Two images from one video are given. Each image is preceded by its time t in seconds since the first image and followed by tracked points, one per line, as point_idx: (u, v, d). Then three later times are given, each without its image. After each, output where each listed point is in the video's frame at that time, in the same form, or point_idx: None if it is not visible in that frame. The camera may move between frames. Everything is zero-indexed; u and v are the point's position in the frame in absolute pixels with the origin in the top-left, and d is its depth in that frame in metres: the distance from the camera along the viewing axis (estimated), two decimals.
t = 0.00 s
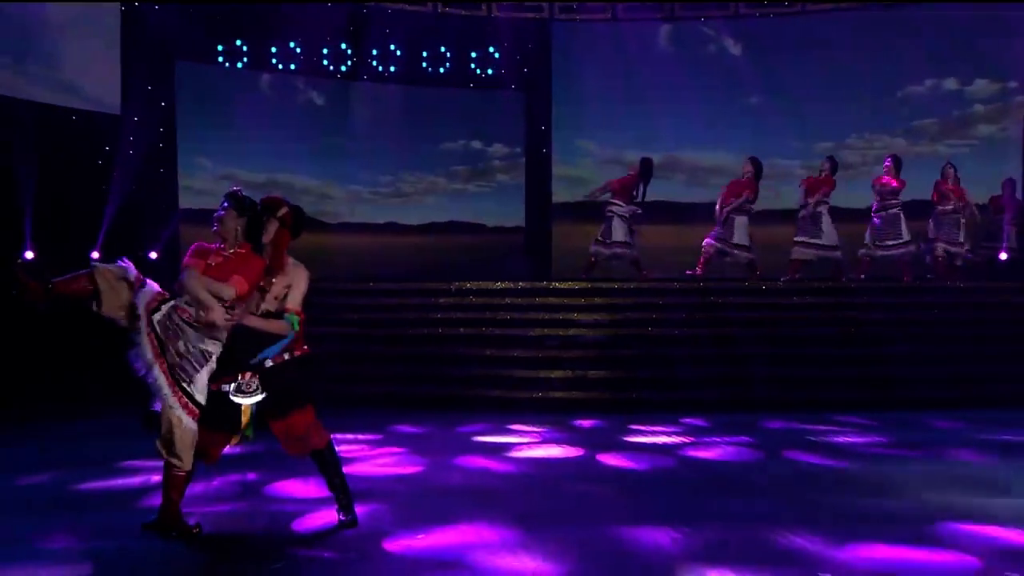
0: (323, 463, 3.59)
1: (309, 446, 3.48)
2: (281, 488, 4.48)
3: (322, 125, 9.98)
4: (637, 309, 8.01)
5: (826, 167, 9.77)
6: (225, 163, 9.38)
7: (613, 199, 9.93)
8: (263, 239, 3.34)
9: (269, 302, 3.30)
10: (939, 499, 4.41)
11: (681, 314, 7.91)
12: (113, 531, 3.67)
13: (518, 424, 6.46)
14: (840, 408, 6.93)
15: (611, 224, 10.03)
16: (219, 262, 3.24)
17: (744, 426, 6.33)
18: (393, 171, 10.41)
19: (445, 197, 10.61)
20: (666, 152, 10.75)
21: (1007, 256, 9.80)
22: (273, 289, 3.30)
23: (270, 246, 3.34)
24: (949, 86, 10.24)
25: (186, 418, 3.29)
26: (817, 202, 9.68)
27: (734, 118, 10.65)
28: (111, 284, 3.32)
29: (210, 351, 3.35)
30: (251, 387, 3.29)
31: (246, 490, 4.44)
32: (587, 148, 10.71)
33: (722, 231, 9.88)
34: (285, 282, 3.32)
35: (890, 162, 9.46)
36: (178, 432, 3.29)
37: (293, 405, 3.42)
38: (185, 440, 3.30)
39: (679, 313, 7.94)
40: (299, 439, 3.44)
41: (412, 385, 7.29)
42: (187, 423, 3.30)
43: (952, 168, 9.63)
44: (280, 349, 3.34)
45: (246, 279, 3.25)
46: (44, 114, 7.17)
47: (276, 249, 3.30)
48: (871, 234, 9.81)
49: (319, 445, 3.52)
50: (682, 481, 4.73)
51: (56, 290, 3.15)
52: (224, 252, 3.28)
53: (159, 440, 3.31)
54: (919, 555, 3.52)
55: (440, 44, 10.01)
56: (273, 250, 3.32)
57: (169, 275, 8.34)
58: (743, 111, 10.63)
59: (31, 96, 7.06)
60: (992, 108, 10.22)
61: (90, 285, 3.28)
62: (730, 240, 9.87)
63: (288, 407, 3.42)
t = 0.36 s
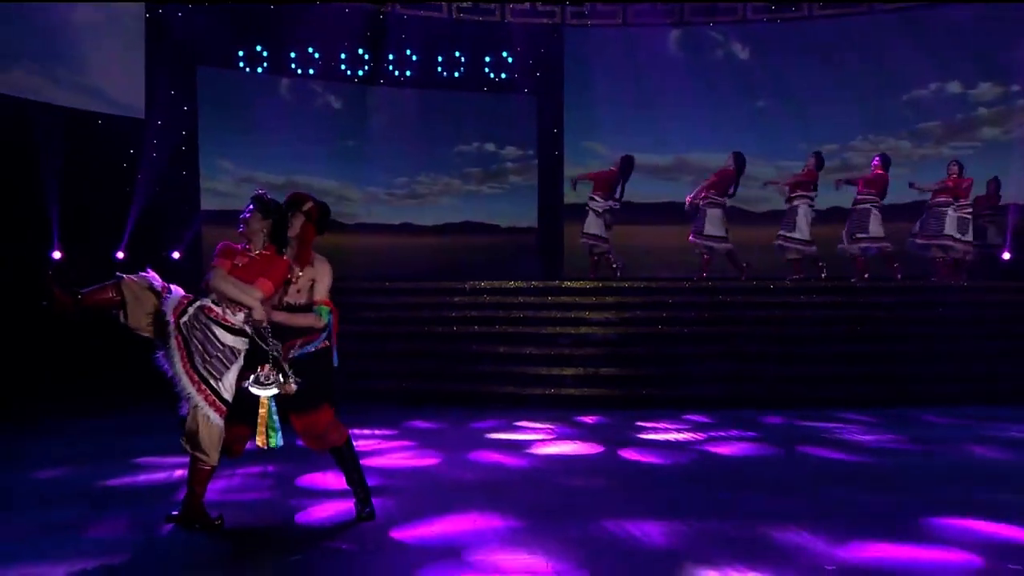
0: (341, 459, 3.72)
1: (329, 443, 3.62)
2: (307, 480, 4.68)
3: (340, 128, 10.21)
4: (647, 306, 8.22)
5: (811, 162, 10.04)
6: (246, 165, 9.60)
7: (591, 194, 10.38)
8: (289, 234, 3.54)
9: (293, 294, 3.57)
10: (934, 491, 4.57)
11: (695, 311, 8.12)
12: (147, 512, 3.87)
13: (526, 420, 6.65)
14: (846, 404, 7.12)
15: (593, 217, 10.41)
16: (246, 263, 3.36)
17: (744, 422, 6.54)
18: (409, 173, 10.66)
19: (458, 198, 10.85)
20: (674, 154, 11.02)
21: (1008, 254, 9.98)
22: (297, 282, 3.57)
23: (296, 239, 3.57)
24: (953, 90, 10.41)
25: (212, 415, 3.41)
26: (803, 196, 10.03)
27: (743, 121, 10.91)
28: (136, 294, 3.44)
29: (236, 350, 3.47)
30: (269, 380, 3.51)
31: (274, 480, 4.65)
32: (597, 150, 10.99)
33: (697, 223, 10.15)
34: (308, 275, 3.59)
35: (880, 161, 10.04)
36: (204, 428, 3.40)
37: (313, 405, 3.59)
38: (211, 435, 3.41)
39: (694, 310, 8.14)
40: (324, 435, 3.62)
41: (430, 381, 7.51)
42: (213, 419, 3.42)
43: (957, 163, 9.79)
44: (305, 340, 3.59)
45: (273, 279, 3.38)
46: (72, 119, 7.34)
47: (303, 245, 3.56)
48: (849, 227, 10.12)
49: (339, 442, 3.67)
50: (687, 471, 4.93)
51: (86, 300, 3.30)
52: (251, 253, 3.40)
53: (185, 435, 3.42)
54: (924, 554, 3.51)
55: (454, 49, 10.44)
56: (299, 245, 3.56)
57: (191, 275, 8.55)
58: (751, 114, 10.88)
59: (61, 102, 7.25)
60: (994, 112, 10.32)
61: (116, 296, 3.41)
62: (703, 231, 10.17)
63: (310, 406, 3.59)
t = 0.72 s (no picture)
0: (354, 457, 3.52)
1: (341, 440, 3.40)
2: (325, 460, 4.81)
3: (352, 129, 10.41)
4: (653, 304, 8.39)
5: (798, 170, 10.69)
6: (260, 164, 9.78)
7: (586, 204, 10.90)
8: (309, 229, 3.36)
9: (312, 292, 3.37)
10: (931, 475, 4.63)
11: (703, 310, 8.28)
12: (171, 493, 4.01)
13: (530, 417, 6.78)
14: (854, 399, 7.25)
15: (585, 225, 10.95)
16: (263, 262, 3.24)
17: (741, 416, 6.67)
18: (419, 174, 10.85)
19: (469, 198, 11.05)
20: (681, 155, 11.19)
21: (1012, 254, 10.23)
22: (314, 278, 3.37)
23: (316, 234, 3.39)
24: (956, 91, 10.54)
25: (227, 413, 3.24)
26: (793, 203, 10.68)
27: (749, 122, 11.08)
28: (149, 293, 3.25)
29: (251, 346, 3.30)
30: (281, 373, 3.37)
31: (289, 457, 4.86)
32: (606, 150, 11.17)
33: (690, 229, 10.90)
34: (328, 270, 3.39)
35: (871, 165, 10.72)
36: (219, 427, 3.23)
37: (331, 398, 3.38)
38: (228, 434, 3.25)
39: (703, 309, 8.30)
40: (337, 431, 3.39)
41: (442, 377, 7.68)
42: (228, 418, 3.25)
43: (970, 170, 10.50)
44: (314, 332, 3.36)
45: (290, 279, 3.24)
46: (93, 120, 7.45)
47: (324, 241, 3.38)
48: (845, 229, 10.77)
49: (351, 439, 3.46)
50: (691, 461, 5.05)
51: (101, 295, 3.11)
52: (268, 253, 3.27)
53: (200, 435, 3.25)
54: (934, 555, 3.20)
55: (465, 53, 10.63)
56: (320, 240, 3.38)
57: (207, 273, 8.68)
58: (757, 116, 11.06)
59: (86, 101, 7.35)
60: (997, 113, 10.41)
61: (130, 293, 3.21)
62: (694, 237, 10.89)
63: (324, 402, 3.38)
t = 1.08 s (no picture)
0: (364, 457, 3.56)
1: (351, 441, 3.43)
2: (334, 459, 4.84)
3: (362, 128, 10.48)
4: (659, 303, 8.43)
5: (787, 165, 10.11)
6: (271, 164, 9.85)
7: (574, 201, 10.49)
8: (326, 226, 3.41)
9: (326, 288, 3.40)
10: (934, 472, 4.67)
11: (710, 309, 8.34)
12: (183, 491, 4.07)
13: (537, 416, 6.81)
14: (866, 398, 7.26)
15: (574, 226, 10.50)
16: (278, 262, 3.26)
17: (764, 416, 6.65)
18: (429, 174, 10.89)
19: (478, 198, 11.08)
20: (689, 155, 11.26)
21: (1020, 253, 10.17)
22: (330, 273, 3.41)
23: (332, 232, 3.44)
24: (964, 91, 10.54)
25: (239, 412, 3.29)
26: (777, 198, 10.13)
27: (758, 122, 11.12)
28: (161, 294, 3.30)
29: (263, 346, 3.36)
30: (288, 375, 3.40)
31: (301, 455, 4.92)
32: (615, 151, 11.24)
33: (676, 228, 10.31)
34: (343, 264, 3.44)
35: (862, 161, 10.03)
36: (232, 426, 3.28)
37: (337, 401, 3.39)
38: (240, 435, 3.28)
39: (709, 308, 8.35)
40: (344, 434, 3.41)
41: (451, 376, 7.74)
42: (240, 417, 3.29)
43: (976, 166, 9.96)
44: (320, 330, 3.40)
45: (303, 281, 3.26)
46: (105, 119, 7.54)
47: (339, 238, 3.43)
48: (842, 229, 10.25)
49: (363, 440, 3.49)
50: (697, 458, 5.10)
51: (113, 295, 3.19)
52: (283, 253, 3.29)
53: (214, 433, 3.30)
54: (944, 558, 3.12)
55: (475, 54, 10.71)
56: (336, 237, 3.44)
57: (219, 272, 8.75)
58: (765, 115, 11.11)
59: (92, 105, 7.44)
60: (1006, 112, 10.40)
61: (141, 293, 3.29)
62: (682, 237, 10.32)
63: (330, 404, 3.39)
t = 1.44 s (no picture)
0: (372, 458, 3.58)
1: (359, 442, 3.46)
2: (344, 459, 4.85)
3: (369, 128, 10.51)
4: (665, 303, 8.44)
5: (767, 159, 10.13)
6: (278, 164, 9.88)
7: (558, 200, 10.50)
8: (339, 225, 3.43)
9: (336, 286, 3.40)
10: (939, 471, 4.67)
11: (715, 308, 8.35)
12: (192, 490, 4.09)
13: (542, 416, 6.81)
14: (876, 397, 7.25)
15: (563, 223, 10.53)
16: (288, 262, 3.32)
17: (776, 416, 6.62)
18: (436, 174, 10.91)
19: (485, 198, 11.08)
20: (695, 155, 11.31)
21: None
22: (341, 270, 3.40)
23: (346, 231, 3.43)
24: (970, 91, 10.53)
25: (247, 412, 3.30)
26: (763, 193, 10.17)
27: (763, 122, 11.15)
28: (168, 294, 3.36)
29: (271, 345, 3.37)
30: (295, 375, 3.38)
31: (309, 455, 4.93)
32: (622, 151, 11.26)
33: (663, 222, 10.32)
34: (355, 262, 3.42)
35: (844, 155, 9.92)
36: (240, 427, 3.29)
37: (345, 401, 3.40)
38: (249, 436, 3.30)
39: (713, 307, 8.37)
40: (352, 435, 3.43)
41: (458, 375, 7.76)
42: (249, 417, 3.30)
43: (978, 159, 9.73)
44: (330, 331, 3.41)
45: (313, 280, 3.30)
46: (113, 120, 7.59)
47: (352, 237, 3.42)
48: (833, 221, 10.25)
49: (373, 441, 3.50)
50: (703, 457, 5.12)
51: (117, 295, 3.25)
52: (293, 254, 3.35)
53: (223, 433, 3.32)
54: (958, 563, 3.08)
55: (481, 53, 10.76)
56: (350, 236, 3.43)
57: (226, 272, 8.77)
58: (772, 115, 11.13)
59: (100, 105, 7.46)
60: (1012, 112, 10.37)
61: (148, 293, 3.35)
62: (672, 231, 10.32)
63: (338, 405, 3.41)
